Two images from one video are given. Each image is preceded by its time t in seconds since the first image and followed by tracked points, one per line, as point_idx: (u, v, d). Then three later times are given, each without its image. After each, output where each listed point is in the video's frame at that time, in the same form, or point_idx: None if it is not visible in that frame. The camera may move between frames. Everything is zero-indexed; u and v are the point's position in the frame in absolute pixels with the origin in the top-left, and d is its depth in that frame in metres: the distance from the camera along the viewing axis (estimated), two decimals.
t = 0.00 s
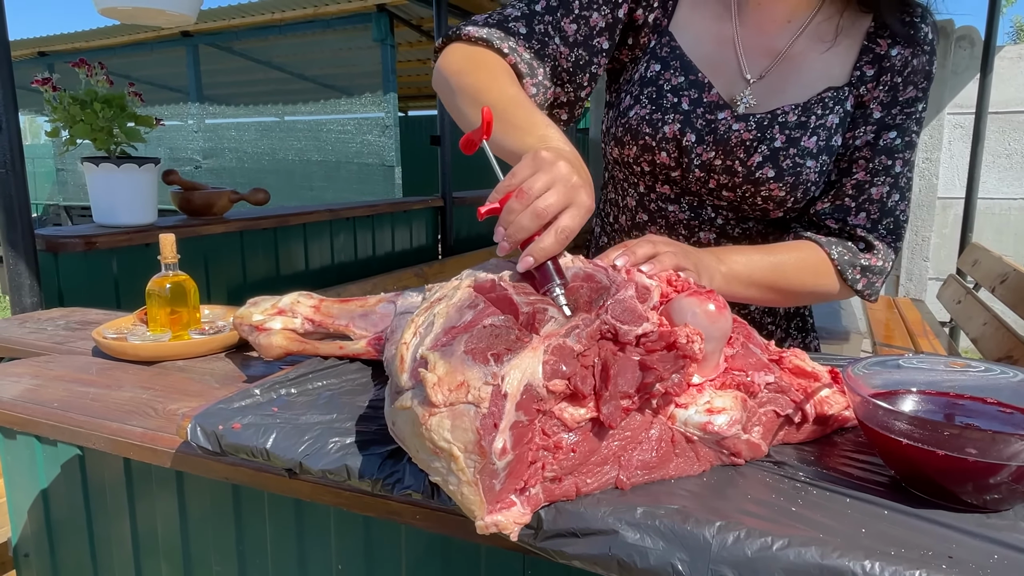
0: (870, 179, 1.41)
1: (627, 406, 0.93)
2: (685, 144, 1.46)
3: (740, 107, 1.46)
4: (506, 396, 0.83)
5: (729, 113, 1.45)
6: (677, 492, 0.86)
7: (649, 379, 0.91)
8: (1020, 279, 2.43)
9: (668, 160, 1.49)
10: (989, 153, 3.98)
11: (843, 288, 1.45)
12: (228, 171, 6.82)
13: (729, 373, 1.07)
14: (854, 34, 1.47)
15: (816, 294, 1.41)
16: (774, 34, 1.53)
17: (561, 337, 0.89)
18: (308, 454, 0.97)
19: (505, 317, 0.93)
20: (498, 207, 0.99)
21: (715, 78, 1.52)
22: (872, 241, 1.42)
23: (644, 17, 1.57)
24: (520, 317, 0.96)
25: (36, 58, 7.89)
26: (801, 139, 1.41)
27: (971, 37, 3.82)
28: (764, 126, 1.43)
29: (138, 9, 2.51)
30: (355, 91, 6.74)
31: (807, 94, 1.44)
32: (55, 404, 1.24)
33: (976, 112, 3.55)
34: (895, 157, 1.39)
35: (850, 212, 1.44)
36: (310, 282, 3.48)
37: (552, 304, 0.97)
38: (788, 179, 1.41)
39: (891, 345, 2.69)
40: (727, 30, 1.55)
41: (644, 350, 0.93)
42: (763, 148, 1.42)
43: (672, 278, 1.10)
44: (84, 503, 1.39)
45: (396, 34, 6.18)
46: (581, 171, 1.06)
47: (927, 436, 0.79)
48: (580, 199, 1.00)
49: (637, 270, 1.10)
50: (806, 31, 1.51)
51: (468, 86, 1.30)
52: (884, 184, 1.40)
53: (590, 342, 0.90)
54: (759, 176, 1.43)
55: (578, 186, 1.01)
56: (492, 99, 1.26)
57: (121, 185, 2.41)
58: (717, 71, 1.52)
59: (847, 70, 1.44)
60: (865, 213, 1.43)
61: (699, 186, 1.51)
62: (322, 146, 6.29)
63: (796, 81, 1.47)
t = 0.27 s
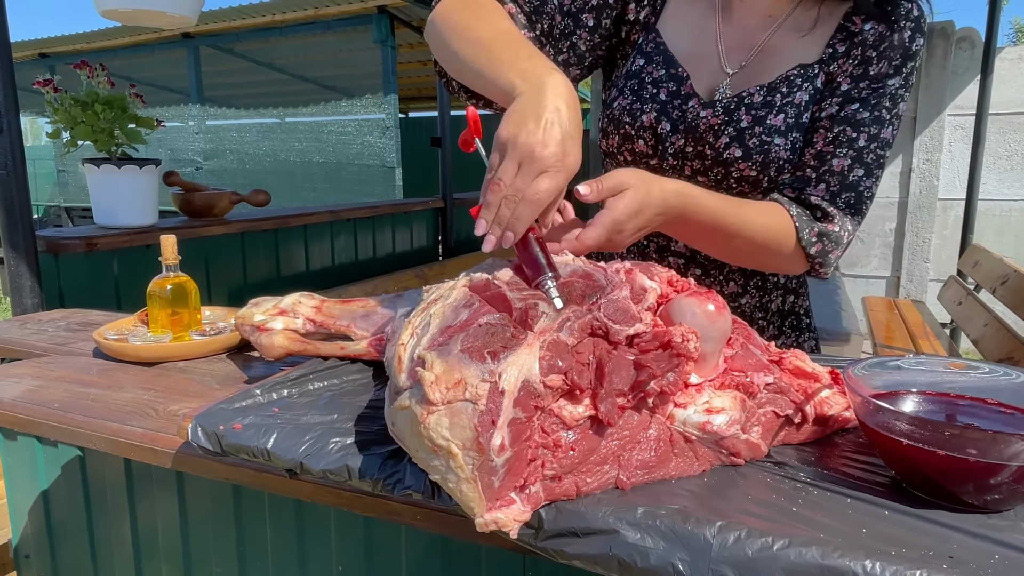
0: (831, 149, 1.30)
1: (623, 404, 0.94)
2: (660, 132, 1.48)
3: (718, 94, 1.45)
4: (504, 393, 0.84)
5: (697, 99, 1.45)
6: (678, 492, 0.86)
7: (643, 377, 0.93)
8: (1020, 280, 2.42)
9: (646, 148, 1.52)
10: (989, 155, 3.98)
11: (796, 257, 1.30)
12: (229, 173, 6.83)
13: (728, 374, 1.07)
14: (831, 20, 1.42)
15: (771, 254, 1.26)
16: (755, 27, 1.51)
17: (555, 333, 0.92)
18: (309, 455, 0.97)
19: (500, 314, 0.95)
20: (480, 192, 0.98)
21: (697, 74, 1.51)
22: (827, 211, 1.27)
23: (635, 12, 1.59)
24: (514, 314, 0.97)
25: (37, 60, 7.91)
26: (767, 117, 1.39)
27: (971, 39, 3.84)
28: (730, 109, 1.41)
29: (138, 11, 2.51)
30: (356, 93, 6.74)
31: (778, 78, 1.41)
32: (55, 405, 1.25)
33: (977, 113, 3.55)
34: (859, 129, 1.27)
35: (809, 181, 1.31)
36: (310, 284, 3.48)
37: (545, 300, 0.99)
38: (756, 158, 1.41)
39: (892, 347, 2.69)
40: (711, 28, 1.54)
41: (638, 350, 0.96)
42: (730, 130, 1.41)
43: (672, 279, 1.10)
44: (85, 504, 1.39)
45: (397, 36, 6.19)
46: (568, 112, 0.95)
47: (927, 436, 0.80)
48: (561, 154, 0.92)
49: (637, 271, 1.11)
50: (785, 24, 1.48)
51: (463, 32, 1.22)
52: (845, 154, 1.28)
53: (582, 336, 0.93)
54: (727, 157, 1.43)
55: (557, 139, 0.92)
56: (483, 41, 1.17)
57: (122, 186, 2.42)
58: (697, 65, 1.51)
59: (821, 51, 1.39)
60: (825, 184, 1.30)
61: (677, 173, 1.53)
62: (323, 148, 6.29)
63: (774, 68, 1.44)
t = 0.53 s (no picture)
0: (800, 143, 1.28)
1: (622, 405, 0.94)
2: (644, 138, 1.49)
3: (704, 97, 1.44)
4: (505, 394, 0.84)
5: (678, 107, 1.46)
6: (678, 493, 0.86)
7: (644, 378, 0.93)
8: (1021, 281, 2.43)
9: (631, 154, 1.54)
10: (989, 156, 3.98)
11: (753, 252, 1.27)
12: (230, 174, 6.83)
13: (728, 375, 1.07)
14: (820, 20, 1.40)
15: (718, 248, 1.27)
16: (744, 30, 1.50)
17: (556, 333, 0.92)
18: (309, 456, 0.97)
19: (500, 316, 0.95)
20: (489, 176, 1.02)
21: (685, 80, 1.51)
22: (780, 203, 1.25)
23: (626, 17, 1.61)
24: (514, 315, 0.97)
25: (38, 62, 7.91)
26: (745, 119, 1.38)
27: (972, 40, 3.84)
28: (711, 113, 1.41)
29: (139, 12, 2.51)
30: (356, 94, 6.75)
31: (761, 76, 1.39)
32: (56, 406, 1.25)
33: (977, 114, 3.55)
34: (831, 124, 1.25)
35: (773, 173, 1.30)
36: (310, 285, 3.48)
37: (546, 300, 0.99)
38: (734, 159, 1.39)
39: (893, 348, 2.69)
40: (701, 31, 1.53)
41: (637, 352, 0.96)
42: (709, 133, 1.41)
43: (671, 280, 1.10)
44: (86, 505, 1.39)
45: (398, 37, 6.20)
46: (505, 58, 0.90)
47: (928, 438, 0.80)
48: (523, 110, 0.90)
49: (639, 272, 1.11)
50: (775, 25, 1.46)
51: None
52: (813, 148, 1.25)
53: (581, 336, 0.94)
54: (707, 160, 1.42)
55: (511, 101, 0.90)
56: None
57: (123, 187, 2.42)
58: (685, 75, 1.51)
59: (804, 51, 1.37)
60: (787, 176, 1.28)
61: (663, 179, 1.53)
62: (323, 149, 6.29)
63: (760, 68, 1.42)
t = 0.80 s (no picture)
0: (801, 157, 1.28)
1: (623, 406, 0.94)
2: (637, 154, 1.49)
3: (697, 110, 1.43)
4: (505, 395, 0.84)
5: (674, 121, 1.44)
6: (679, 494, 0.86)
7: (644, 379, 0.93)
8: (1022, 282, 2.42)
9: (626, 169, 1.55)
10: (990, 157, 3.98)
11: (754, 265, 1.28)
12: (230, 174, 6.84)
13: (729, 376, 1.07)
14: (814, 25, 1.39)
15: (724, 263, 1.27)
16: (737, 34, 1.48)
17: (556, 334, 0.93)
18: (310, 456, 0.97)
19: (500, 317, 0.95)
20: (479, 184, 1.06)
21: (678, 89, 1.50)
22: (783, 218, 1.25)
23: (611, 29, 1.58)
24: (514, 315, 0.97)
25: (38, 63, 7.91)
26: (742, 133, 1.38)
27: (972, 41, 3.83)
28: (707, 128, 1.40)
29: (139, 13, 2.51)
30: (357, 95, 6.75)
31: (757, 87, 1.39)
32: (57, 407, 1.25)
33: (978, 116, 3.55)
34: (830, 137, 1.25)
35: (774, 188, 1.30)
36: (311, 286, 3.48)
37: (546, 300, 0.99)
38: (733, 173, 1.41)
39: (893, 349, 2.69)
40: (693, 35, 1.52)
41: (638, 352, 0.96)
42: (706, 147, 1.41)
43: (672, 281, 1.10)
44: (87, 506, 1.39)
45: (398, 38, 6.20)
46: (466, 67, 0.96)
47: (929, 439, 0.79)
48: (495, 110, 0.95)
49: (639, 273, 1.10)
50: (768, 30, 1.45)
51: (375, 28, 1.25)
52: (813, 163, 1.26)
53: (582, 337, 0.94)
54: (705, 174, 1.44)
55: (481, 106, 0.95)
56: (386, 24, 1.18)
57: (123, 188, 2.42)
58: (678, 83, 1.50)
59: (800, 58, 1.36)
60: (788, 191, 1.28)
61: (660, 190, 1.54)
62: (324, 149, 6.29)
63: (755, 77, 1.41)
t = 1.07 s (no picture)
0: (804, 167, 1.29)
1: (622, 406, 0.94)
2: (632, 163, 1.48)
3: (693, 117, 1.43)
4: (506, 394, 0.84)
5: (670, 129, 1.43)
6: (679, 495, 0.86)
7: (643, 379, 0.93)
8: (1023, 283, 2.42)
9: (621, 178, 1.53)
10: (991, 157, 3.97)
11: (761, 275, 1.29)
12: (231, 175, 6.84)
13: (729, 377, 1.06)
14: (807, 27, 1.38)
15: (732, 272, 1.29)
16: (729, 37, 1.47)
17: (555, 333, 0.92)
18: (311, 457, 0.97)
19: (500, 316, 0.95)
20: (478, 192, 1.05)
21: (670, 94, 1.49)
22: (792, 230, 1.26)
23: (595, 37, 1.55)
24: (514, 315, 0.97)
25: (39, 63, 7.92)
26: (741, 142, 1.37)
27: (973, 41, 3.82)
28: (704, 137, 1.40)
29: (140, 14, 2.51)
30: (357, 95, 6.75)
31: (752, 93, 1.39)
32: (58, 408, 1.25)
33: (979, 116, 3.55)
34: (832, 146, 1.26)
35: (779, 199, 1.30)
36: (311, 286, 3.48)
37: (546, 300, 0.99)
38: (732, 182, 1.40)
39: (894, 349, 2.68)
40: (683, 37, 1.50)
41: (637, 352, 0.96)
42: (705, 156, 1.41)
43: (672, 281, 1.10)
44: (87, 506, 1.39)
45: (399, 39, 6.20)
46: (450, 79, 0.97)
47: (930, 439, 0.79)
48: (482, 117, 0.95)
49: (640, 273, 1.10)
50: (759, 32, 1.44)
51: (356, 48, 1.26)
52: (817, 173, 1.26)
53: (581, 336, 0.94)
54: (704, 183, 1.42)
55: (468, 114, 0.95)
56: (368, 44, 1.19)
57: (124, 189, 2.42)
58: (672, 88, 1.49)
59: (794, 63, 1.36)
60: (793, 202, 1.28)
61: (656, 199, 1.53)
62: (324, 150, 6.29)
63: (750, 82, 1.41)
